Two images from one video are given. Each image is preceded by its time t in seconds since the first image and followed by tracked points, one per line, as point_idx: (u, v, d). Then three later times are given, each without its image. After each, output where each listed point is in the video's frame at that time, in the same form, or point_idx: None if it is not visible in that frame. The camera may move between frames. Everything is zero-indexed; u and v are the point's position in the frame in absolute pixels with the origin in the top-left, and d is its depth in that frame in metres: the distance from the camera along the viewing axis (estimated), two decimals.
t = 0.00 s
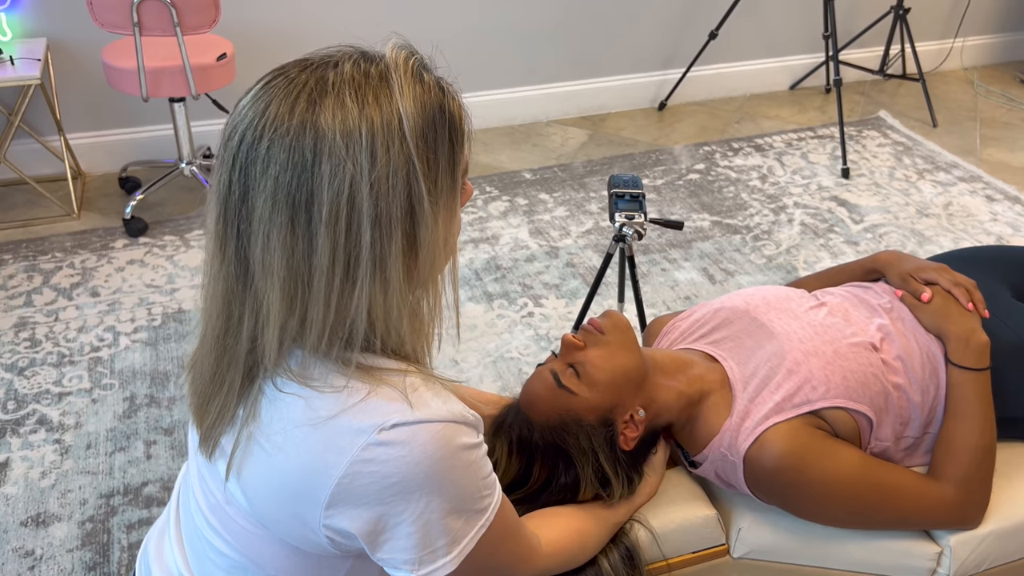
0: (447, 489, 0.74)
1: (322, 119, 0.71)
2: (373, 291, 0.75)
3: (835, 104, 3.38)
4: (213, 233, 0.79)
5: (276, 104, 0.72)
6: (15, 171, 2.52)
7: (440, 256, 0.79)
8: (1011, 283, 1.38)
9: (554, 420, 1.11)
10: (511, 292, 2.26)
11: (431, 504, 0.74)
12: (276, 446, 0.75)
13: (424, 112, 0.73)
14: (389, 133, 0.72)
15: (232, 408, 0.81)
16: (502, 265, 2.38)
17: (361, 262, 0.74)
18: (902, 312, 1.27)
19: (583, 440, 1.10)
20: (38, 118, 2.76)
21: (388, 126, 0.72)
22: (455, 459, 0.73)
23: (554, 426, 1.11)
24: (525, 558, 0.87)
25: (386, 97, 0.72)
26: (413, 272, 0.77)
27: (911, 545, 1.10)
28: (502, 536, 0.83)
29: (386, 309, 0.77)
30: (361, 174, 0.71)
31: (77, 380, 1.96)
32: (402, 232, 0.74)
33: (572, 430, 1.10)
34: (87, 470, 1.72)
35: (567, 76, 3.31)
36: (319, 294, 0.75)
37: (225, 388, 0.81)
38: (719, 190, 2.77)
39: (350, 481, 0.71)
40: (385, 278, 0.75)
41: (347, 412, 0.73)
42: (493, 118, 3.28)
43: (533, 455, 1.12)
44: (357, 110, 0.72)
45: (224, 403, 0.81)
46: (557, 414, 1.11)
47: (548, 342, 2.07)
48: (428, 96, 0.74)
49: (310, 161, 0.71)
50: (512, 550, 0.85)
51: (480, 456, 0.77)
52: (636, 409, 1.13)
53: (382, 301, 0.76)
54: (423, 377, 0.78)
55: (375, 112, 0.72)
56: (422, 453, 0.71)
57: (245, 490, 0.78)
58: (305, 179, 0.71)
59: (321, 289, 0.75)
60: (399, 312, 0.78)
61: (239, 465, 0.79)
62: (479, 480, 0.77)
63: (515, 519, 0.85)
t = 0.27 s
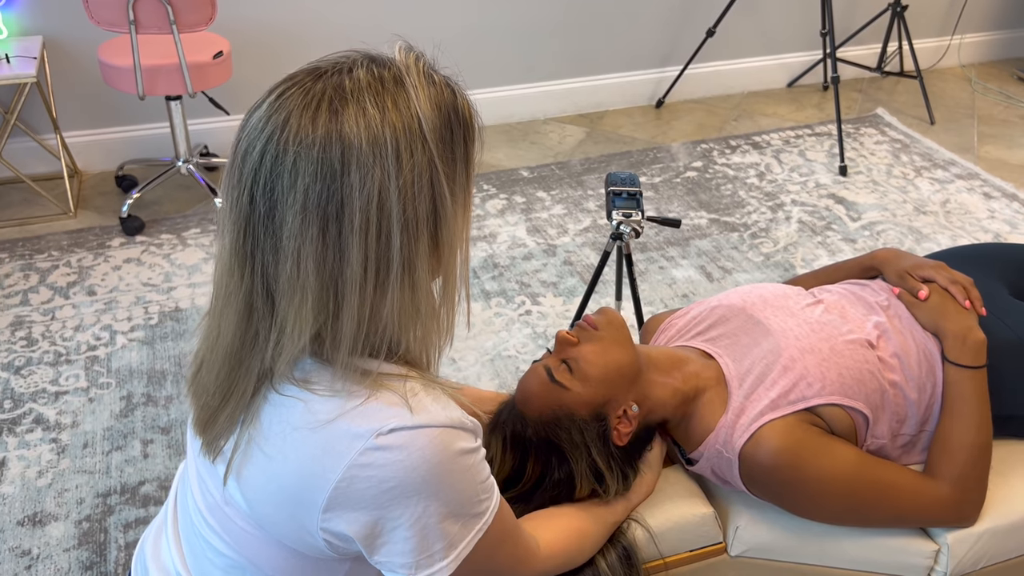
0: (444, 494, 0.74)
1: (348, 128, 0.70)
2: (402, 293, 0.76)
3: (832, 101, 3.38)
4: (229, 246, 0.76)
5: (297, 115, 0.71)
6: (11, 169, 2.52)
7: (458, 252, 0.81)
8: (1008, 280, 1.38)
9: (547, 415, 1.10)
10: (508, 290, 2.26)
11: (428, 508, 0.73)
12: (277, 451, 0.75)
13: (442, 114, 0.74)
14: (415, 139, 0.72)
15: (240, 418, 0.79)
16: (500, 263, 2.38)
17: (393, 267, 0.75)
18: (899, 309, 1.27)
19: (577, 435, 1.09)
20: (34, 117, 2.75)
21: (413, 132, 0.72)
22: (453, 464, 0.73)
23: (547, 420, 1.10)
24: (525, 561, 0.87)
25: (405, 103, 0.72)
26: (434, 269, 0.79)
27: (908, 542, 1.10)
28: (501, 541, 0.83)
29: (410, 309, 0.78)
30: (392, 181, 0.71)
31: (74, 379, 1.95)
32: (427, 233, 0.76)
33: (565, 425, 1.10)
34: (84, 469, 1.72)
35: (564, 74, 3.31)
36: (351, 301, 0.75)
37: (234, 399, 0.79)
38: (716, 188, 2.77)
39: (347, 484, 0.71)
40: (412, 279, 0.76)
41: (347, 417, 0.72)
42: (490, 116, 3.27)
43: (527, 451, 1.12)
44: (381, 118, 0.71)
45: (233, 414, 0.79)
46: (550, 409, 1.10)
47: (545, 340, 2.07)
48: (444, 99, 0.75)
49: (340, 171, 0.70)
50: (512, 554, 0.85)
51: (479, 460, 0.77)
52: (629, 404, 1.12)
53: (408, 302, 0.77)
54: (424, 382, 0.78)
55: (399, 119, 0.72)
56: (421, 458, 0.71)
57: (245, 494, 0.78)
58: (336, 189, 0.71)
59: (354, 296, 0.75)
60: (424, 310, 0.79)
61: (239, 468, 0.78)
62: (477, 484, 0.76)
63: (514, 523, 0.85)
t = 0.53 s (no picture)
0: (436, 492, 0.73)
1: (346, 128, 0.70)
2: (402, 292, 0.76)
3: (829, 98, 3.37)
4: (226, 250, 0.76)
5: (292, 116, 0.70)
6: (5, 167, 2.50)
7: (455, 248, 0.81)
8: (1005, 277, 1.38)
9: (551, 425, 1.10)
10: (505, 288, 2.25)
11: (420, 507, 0.73)
12: (270, 451, 0.74)
13: (436, 111, 0.74)
14: (411, 138, 0.72)
15: (237, 421, 0.78)
16: (496, 261, 2.37)
17: (393, 266, 0.74)
18: (896, 307, 1.27)
19: (580, 443, 1.09)
20: (29, 115, 2.74)
21: (409, 130, 0.71)
22: (445, 461, 0.73)
23: (551, 430, 1.10)
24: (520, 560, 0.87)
25: (400, 101, 0.72)
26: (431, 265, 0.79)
27: (905, 540, 1.10)
28: (495, 538, 0.83)
29: (410, 307, 0.78)
30: (391, 181, 0.71)
31: (69, 378, 1.95)
32: (425, 231, 0.76)
33: (571, 435, 1.09)
34: (79, 468, 1.71)
35: (561, 71, 3.30)
36: (352, 302, 0.74)
37: (232, 402, 0.79)
38: (713, 185, 2.77)
39: (339, 484, 0.71)
40: (412, 278, 0.76)
41: (339, 416, 0.72)
42: (487, 113, 3.26)
43: (531, 458, 1.12)
44: (378, 117, 0.70)
45: (231, 417, 0.79)
46: (554, 419, 1.10)
47: (542, 338, 2.07)
48: (438, 95, 0.74)
49: (339, 173, 0.70)
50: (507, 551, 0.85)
51: (471, 458, 0.77)
52: (633, 411, 1.13)
53: (408, 300, 0.77)
54: (416, 380, 0.78)
55: (395, 117, 0.71)
56: (412, 456, 0.71)
57: (240, 495, 0.78)
58: (336, 191, 0.70)
59: (355, 297, 0.74)
60: (424, 308, 0.79)
61: (233, 467, 0.78)
62: (470, 481, 0.76)
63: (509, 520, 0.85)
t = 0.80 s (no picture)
0: (428, 492, 0.73)
1: (336, 128, 0.69)
2: (394, 292, 0.76)
3: (826, 94, 3.37)
4: (216, 252, 0.75)
5: (280, 116, 0.69)
6: None
7: (448, 246, 0.81)
8: (1000, 274, 1.38)
9: (544, 420, 1.09)
10: (501, 285, 2.25)
11: (412, 506, 0.73)
12: (262, 453, 0.74)
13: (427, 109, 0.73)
14: (402, 136, 0.71)
15: (229, 423, 0.78)
16: (492, 258, 2.37)
17: (385, 266, 0.74)
18: (890, 303, 1.27)
19: (573, 439, 1.08)
20: (23, 112, 2.73)
21: (400, 129, 0.71)
22: (437, 461, 0.73)
23: (544, 426, 1.09)
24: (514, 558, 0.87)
25: (391, 99, 0.71)
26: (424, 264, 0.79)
27: (900, 537, 1.10)
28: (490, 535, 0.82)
29: (403, 307, 0.77)
30: (382, 180, 0.71)
31: (63, 376, 1.94)
32: (418, 230, 0.75)
33: (563, 431, 1.09)
34: (73, 466, 1.71)
35: (557, 68, 3.30)
36: (344, 302, 0.74)
37: (223, 403, 0.78)
38: (709, 182, 2.77)
39: (331, 484, 0.71)
40: (404, 278, 0.76)
41: (330, 417, 0.72)
42: (483, 110, 3.26)
43: (523, 454, 1.11)
44: (368, 116, 0.70)
45: (222, 419, 0.78)
46: (547, 415, 1.09)
47: (538, 335, 2.06)
48: (428, 93, 0.74)
49: (329, 173, 0.69)
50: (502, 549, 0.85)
51: (464, 457, 0.76)
52: (626, 408, 1.12)
53: (400, 300, 0.77)
54: (409, 380, 0.77)
55: (385, 116, 0.71)
56: (403, 457, 0.71)
57: (232, 495, 0.77)
58: (326, 191, 0.70)
59: (346, 298, 0.74)
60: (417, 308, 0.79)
61: (226, 467, 0.78)
62: (462, 481, 0.76)
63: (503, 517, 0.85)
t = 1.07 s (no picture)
0: (425, 493, 0.73)
1: (329, 128, 0.69)
2: (389, 292, 0.76)
3: (822, 91, 3.37)
4: (209, 253, 0.75)
5: (272, 117, 0.69)
6: None
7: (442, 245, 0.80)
8: (996, 270, 1.38)
9: (538, 413, 1.09)
10: (498, 282, 2.25)
11: (410, 507, 0.73)
12: (259, 455, 0.74)
13: (421, 107, 0.73)
14: (395, 136, 0.71)
15: (224, 425, 0.77)
16: (489, 254, 2.37)
17: (379, 266, 0.74)
18: (886, 299, 1.27)
19: (567, 433, 1.08)
20: (17, 108, 2.72)
21: (393, 128, 0.71)
22: (434, 462, 0.73)
23: (538, 419, 1.09)
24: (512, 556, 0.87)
25: (383, 98, 0.71)
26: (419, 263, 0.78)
27: (895, 533, 1.10)
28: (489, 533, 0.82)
29: (397, 307, 0.77)
30: (376, 180, 0.70)
31: (59, 373, 1.94)
32: (412, 229, 0.75)
33: (556, 424, 1.09)
34: (69, 463, 1.70)
35: (554, 65, 3.29)
36: (337, 304, 0.74)
37: (217, 405, 0.78)
38: (706, 179, 2.77)
39: (327, 485, 0.70)
40: (398, 278, 0.76)
41: (326, 418, 0.71)
42: (479, 107, 3.25)
43: (517, 448, 1.11)
44: (360, 115, 0.70)
45: (217, 421, 0.78)
46: (540, 407, 1.09)
47: (535, 332, 2.06)
48: (421, 91, 0.73)
49: (321, 173, 0.69)
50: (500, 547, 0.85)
51: (461, 457, 0.76)
52: (619, 401, 1.12)
53: (395, 300, 0.77)
54: (404, 379, 0.77)
55: (378, 115, 0.70)
56: (400, 458, 0.70)
57: (228, 497, 0.77)
58: (319, 192, 0.70)
59: (341, 299, 0.74)
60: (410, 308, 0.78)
61: (222, 468, 0.78)
62: (460, 481, 0.76)
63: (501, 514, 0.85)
